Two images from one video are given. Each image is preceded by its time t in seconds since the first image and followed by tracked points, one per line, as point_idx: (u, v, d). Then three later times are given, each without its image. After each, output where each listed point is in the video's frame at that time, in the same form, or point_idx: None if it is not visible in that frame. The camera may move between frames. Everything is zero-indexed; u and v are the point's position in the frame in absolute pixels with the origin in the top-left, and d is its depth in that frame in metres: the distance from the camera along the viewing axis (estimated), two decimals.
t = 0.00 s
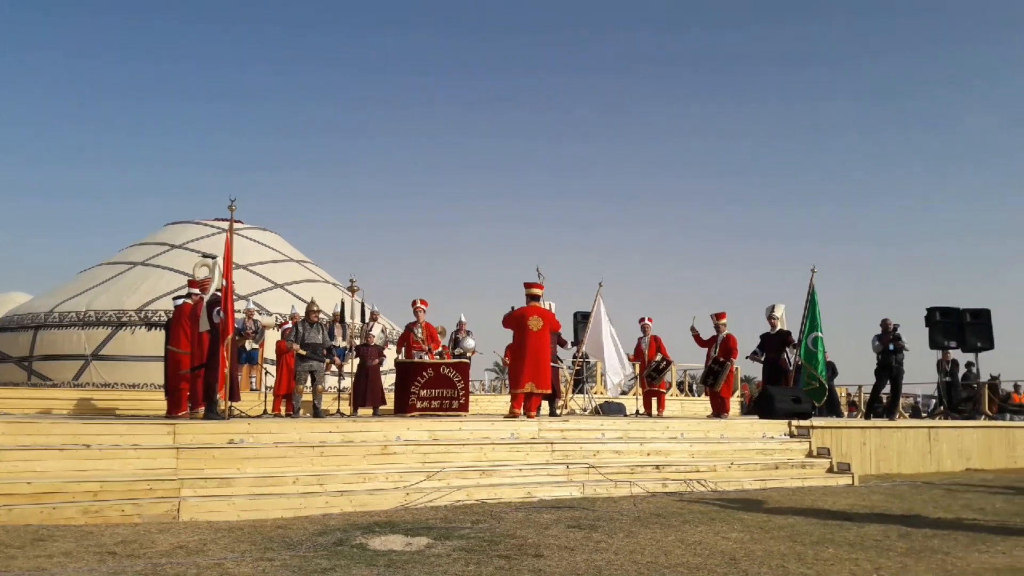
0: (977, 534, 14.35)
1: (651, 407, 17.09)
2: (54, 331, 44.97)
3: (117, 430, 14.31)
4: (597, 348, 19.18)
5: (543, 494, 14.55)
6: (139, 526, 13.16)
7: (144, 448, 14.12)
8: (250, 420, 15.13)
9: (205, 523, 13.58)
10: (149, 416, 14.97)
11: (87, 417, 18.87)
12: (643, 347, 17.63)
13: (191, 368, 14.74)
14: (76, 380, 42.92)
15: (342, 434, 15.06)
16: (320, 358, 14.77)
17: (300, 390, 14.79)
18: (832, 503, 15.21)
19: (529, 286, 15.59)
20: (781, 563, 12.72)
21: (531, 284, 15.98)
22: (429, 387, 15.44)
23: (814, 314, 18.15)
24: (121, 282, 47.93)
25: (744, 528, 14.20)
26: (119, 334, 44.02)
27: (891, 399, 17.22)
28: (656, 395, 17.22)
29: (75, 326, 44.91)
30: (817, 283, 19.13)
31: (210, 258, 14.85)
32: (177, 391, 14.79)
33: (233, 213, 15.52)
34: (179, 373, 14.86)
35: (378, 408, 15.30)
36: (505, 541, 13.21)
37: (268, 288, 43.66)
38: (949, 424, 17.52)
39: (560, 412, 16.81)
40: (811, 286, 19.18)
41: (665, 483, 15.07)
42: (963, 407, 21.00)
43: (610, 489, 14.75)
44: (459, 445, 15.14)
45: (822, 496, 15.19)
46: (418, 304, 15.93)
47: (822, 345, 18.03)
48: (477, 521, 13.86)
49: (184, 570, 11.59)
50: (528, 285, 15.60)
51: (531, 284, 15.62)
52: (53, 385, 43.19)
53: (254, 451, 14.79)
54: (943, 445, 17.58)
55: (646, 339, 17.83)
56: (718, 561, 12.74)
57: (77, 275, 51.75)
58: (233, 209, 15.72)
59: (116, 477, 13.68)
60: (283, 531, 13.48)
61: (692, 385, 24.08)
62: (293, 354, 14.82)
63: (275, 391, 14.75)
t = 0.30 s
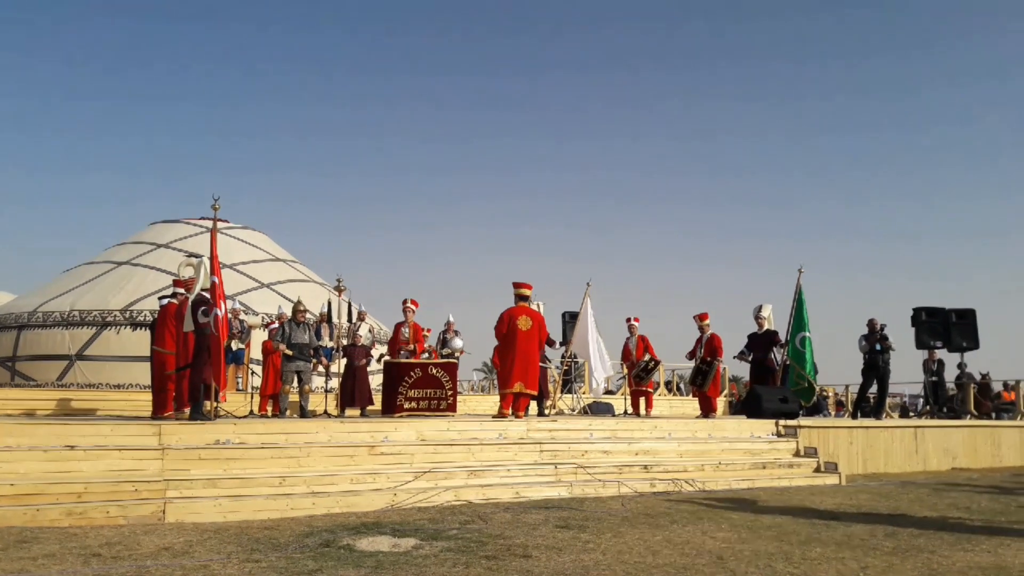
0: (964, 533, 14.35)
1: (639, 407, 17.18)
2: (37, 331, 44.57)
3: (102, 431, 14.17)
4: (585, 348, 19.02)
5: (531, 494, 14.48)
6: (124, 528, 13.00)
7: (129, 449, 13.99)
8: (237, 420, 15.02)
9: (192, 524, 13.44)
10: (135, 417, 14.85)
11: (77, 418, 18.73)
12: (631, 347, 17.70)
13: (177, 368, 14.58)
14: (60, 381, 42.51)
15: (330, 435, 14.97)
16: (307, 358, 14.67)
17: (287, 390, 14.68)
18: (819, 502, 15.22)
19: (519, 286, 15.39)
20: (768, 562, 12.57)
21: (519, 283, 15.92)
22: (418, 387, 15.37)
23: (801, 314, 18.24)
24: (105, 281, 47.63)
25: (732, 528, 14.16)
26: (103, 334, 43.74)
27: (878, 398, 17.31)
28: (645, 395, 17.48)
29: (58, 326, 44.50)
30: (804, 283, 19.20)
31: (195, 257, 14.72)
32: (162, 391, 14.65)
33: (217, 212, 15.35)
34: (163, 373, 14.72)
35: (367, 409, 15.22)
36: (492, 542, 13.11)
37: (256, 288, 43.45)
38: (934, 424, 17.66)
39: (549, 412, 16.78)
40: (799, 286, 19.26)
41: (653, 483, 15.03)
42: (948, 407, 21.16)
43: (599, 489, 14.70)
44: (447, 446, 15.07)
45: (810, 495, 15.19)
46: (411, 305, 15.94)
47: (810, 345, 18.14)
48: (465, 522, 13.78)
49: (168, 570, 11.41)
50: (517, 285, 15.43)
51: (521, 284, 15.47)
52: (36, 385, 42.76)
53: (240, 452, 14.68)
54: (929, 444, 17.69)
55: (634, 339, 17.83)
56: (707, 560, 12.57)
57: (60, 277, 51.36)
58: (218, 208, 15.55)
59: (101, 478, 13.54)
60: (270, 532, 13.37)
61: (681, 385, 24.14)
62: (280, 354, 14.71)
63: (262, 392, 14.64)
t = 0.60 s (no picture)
0: (953, 533, 14.43)
1: (631, 407, 17.25)
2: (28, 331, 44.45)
3: (93, 431, 14.15)
4: (572, 342, 18.94)
5: (523, 494, 14.50)
6: (115, 528, 12.99)
7: (120, 448, 13.97)
8: (229, 420, 15.00)
9: (184, 524, 13.42)
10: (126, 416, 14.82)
11: (70, 415, 18.67)
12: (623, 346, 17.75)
13: (169, 369, 14.54)
14: (51, 380, 42.25)
15: (322, 434, 14.96)
16: (299, 358, 14.66)
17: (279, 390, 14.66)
18: (809, 502, 15.29)
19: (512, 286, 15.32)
20: (760, 561, 12.57)
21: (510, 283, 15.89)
22: (410, 386, 15.36)
23: (792, 314, 18.35)
24: (97, 281, 47.48)
25: (723, 527, 14.20)
26: (97, 334, 43.56)
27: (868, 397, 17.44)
28: (635, 395, 17.53)
29: (49, 326, 44.31)
30: (794, 282, 19.31)
31: (186, 257, 14.61)
32: (155, 392, 14.62)
33: (209, 211, 15.18)
34: (156, 373, 14.68)
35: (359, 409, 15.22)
36: (484, 541, 13.12)
37: (248, 288, 43.31)
38: (923, 423, 17.77)
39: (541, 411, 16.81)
40: (789, 286, 19.35)
41: (644, 482, 15.07)
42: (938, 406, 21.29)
43: (590, 488, 14.73)
44: (439, 445, 15.08)
45: (800, 494, 15.26)
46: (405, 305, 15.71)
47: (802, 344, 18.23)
48: (457, 521, 13.80)
49: (159, 571, 11.36)
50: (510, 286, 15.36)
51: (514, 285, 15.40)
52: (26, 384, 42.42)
53: (232, 451, 14.66)
54: (919, 443, 17.80)
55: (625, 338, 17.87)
56: (699, 560, 12.58)
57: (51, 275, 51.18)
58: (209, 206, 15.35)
59: (92, 478, 13.52)
60: (263, 532, 13.37)
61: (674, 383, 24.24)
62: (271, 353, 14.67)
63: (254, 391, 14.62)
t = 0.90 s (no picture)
0: (1002, 563, 12.79)
1: (639, 422, 15.68)
2: None
3: (37, 447, 12.57)
4: (574, 351, 17.23)
5: (518, 519, 12.88)
6: (59, 556, 11.37)
7: (67, 466, 12.42)
8: (189, 435, 13.41)
9: (138, 551, 11.79)
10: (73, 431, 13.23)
11: (25, 427, 17.06)
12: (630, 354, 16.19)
13: (122, 378, 12.94)
14: None
15: (293, 452, 13.36)
16: (267, 366, 13.12)
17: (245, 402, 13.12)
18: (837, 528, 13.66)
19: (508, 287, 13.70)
20: None
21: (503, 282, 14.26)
22: (392, 398, 13.77)
23: (819, 318, 16.97)
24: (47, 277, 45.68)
25: (742, 555, 12.53)
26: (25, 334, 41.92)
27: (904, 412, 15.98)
28: (644, 408, 15.95)
29: None
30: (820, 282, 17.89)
31: (144, 252, 13.01)
32: (105, 404, 13.04)
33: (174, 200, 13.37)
34: (107, 383, 13.09)
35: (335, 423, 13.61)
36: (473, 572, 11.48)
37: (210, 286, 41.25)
38: (965, 440, 16.17)
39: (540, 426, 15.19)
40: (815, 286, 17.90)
41: (653, 506, 13.45)
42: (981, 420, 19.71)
43: (593, 513, 13.12)
44: (424, 463, 13.43)
45: (828, 519, 13.63)
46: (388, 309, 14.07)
47: (831, 351, 16.85)
48: (443, 549, 12.18)
49: None
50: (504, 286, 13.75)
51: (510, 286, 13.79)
52: None
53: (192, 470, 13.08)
54: (959, 463, 16.26)
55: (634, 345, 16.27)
56: None
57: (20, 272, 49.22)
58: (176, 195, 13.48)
59: (34, 500, 11.95)
60: (227, 560, 11.72)
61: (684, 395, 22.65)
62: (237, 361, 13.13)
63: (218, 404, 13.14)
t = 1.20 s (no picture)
0: None
1: (654, 444, 13.85)
2: None
3: None
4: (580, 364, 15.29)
5: (514, 556, 10.97)
6: None
7: None
8: (133, 459, 11.51)
9: None
10: None
11: None
12: (644, 366, 14.31)
13: (54, 395, 11.16)
14: None
15: (253, 479, 11.51)
16: (223, 378, 11.35)
17: (198, 420, 11.37)
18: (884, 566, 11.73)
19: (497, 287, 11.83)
20: None
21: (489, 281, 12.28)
22: (367, 417, 11.95)
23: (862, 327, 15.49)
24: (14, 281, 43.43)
25: None
26: None
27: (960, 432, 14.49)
28: (660, 428, 14.11)
29: None
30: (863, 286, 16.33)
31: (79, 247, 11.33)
32: (32, 424, 11.27)
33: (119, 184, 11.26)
34: (35, 400, 11.31)
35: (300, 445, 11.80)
36: None
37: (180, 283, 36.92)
38: None
39: (539, 448, 13.34)
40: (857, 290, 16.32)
41: (670, 541, 11.56)
42: None
43: (600, 549, 11.23)
44: (405, 492, 11.56)
45: (874, 555, 11.73)
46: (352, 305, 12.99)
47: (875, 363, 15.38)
48: None
49: None
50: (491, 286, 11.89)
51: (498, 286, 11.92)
52: None
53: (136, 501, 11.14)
54: None
55: (649, 355, 14.43)
56: None
57: None
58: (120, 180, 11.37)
59: None
60: None
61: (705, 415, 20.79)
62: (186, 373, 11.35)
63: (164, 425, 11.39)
